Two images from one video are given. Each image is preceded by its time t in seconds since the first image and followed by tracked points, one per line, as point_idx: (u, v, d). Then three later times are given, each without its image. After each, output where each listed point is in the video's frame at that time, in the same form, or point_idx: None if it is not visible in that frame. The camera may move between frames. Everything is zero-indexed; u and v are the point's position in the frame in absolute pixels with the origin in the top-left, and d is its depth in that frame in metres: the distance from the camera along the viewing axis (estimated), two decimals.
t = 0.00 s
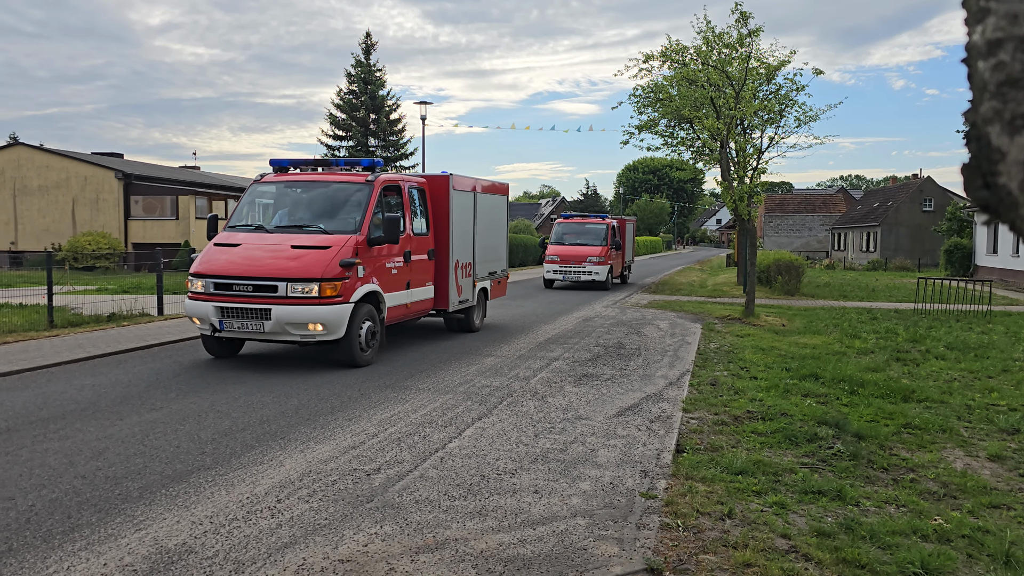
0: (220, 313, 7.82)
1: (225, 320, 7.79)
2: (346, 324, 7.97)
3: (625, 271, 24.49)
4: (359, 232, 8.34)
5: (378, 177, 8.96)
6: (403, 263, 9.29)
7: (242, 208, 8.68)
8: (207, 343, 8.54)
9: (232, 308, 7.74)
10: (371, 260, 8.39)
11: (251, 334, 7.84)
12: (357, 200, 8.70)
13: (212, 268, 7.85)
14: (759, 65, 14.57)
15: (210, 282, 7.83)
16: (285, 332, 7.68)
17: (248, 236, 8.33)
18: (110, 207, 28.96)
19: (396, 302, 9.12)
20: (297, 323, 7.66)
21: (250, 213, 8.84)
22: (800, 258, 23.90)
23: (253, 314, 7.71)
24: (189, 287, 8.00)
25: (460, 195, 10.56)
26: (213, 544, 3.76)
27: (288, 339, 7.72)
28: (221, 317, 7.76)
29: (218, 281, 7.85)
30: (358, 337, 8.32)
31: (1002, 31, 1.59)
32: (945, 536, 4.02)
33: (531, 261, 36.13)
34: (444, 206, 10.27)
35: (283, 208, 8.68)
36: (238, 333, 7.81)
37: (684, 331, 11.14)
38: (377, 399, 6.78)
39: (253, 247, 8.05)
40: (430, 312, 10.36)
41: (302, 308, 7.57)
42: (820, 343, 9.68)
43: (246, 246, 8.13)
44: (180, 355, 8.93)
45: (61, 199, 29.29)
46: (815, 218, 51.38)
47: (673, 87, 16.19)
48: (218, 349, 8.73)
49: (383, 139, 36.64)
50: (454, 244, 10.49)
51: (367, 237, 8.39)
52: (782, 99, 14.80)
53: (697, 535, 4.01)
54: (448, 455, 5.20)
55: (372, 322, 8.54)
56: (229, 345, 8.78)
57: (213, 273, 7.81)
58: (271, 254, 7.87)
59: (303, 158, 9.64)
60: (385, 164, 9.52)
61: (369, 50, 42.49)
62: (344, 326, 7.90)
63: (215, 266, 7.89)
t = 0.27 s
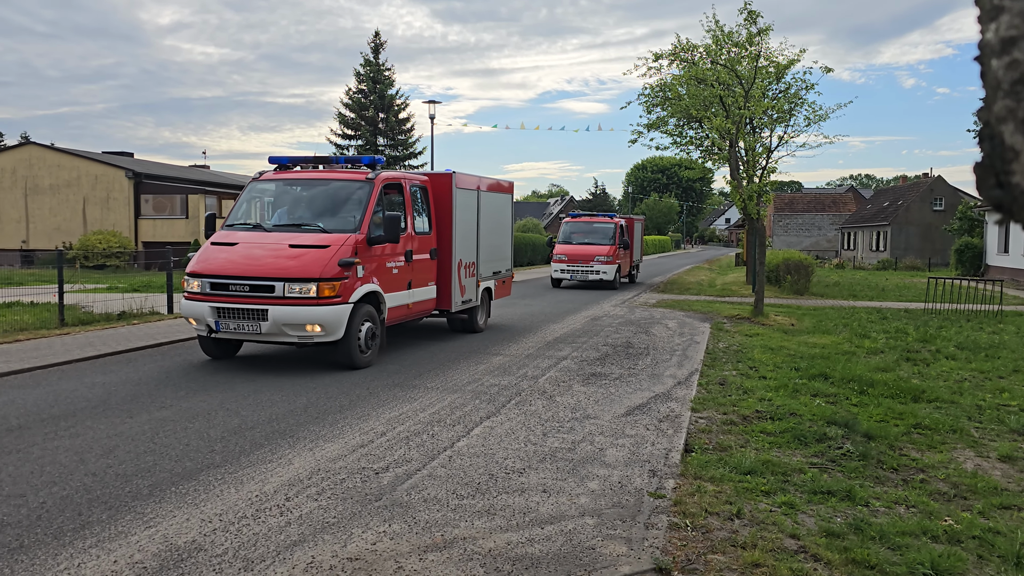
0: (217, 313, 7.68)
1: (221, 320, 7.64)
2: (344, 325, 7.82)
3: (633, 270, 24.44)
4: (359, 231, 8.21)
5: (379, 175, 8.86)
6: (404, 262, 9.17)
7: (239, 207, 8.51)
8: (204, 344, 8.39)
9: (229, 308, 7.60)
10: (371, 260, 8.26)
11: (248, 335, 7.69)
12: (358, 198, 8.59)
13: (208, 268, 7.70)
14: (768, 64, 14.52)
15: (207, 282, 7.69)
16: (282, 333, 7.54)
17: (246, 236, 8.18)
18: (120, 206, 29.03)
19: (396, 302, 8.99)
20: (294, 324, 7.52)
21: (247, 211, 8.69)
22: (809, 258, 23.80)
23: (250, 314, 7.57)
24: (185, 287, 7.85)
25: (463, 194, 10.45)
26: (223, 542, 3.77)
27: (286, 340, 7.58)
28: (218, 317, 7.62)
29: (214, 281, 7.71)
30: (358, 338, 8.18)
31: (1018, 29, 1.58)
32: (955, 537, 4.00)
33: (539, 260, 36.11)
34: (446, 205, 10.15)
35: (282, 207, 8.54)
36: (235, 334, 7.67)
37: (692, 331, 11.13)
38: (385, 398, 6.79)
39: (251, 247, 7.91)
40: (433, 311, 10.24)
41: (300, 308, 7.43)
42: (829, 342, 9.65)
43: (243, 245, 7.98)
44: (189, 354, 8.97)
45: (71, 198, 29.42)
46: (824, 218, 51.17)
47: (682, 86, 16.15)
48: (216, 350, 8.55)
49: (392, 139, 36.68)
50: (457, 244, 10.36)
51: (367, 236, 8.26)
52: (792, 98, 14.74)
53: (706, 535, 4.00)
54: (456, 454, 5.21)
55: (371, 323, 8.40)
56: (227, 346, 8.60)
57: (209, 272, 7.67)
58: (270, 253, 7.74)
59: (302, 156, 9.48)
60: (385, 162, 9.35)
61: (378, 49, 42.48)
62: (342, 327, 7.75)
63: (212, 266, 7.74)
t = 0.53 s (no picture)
0: (211, 313, 7.48)
1: (215, 320, 7.45)
2: (341, 326, 7.61)
3: (640, 269, 24.40)
4: (357, 229, 7.99)
5: (378, 171, 8.66)
6: (404, 261, 8.96)
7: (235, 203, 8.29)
8: (199, 344, 8.17)
9: (223, 308, 7.40)
10: (369, 258, 8.04)
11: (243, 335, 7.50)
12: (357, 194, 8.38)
13: (202, 267, 7.50)
14: (776, 61, 14.46)
15: (200, 280, 7.49)
16: (278, 333, 7.34)
17: (241, 233, 7.96)
18: (128, 204, 29.12)
19: (396, 302, 8.78)
20: (290, 325, 7.32)
21: (244, 208, 8.47)
22: (817, 256, 23.72)
23: (245, 314, 7.37)
24: (179, 286, 7.66)
25: (465, 191, 10.24)
26: (230, 539, 3.79)
27: (281, 341, 7.38)
28: (212, 317, 7.43)
29: (208, 280, 7.50)
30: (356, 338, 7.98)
31: None
32: (963, 536, 3.99)
33: (546, 259, 36.10)
34: (447, 202, 9.94)
35: (279, 204, 8.33)
36: (229, 334, 7.47)
37: (700, 329, 11.12)
38: (392, 395, 6.80)
39: (246, 244, 7.70)
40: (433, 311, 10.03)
41: (295, 308, 7.23)
42: (837, 341, 9.63)
43: (238, 243, 7.77)
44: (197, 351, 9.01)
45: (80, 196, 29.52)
46: (831, 216, 50.99)
47: (689, 84, 16.13)
48: (211, 350, 8.29)
49: (399, 136, 36.71)
50: (459, 242, 10.15)
51: (366, 234, 8.05)
52: (800, 96, 14.68)
53: (712, 534, 4.00)
54: (463, 452, 5.22)
55: (370, 323, 8.18)
56: (223, 346, 8.35)
57: (203, 271, 7.46)
58: (264, 251, 7.52)
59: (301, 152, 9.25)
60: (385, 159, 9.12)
61: (385, 47, 42.49)
62: (340, 327, 7.55)
63: (206, 264, 7.54)
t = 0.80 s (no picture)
0: (203, 313, 7.29)
1: (208, 320, 7.26)
2: (336, 326, 7.44)
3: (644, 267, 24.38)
4: (352, 227, 7.81)
5: (375, 169, 8.47)
6: (401, 260, 8.78)
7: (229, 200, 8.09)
8: (192, 344, 8.02)
9: (215, 308, 7.21)
10: (364, 257, 7.87)
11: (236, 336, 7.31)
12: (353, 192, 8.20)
13: (194, 266, 7.31)
14: (782, 59, 14.41)
15: (192, 280, 7.30)
16: (271, 333, 7.16)
17: (234, 232, 7.77)
18: (134, 203, 29.17)
19: (393, 302, 8.61)
20: (284, 325, 7.14)
21: (238, 206, 8.29)
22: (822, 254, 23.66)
23: (237, 314, 7.18)
24: (171, 285, 7.47)
25: (465, 189, 10.06)
26: (236, 536, 3.80)
27: (275, 341, 7.20)
28: (204, 317, 7.24)
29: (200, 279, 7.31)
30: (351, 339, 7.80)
31: None
32: (969, 536, 3.98)
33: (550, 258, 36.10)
34: (446, 200, 9.77)
35: (273, 202, 8.14)
36: (221, 335, 7.29)
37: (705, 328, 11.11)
38: (397, 394, 6.81)
39: (239, 243, 7.51)
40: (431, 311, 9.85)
41: (289, 309, 7.05)
42: (842, 340, 9.62)
43: (231, 241, 7.58)
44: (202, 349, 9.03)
45: (86, 194, 29.60)
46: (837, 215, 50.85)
47: (695, 82, 16.11)
48: (205, 351, 8.17)
49: (404, 135, 36.73)
50: (458, 241, 9.98)
51: (361, 232, 7.87)
52: (806, 94, 14.63)
53: (717, 532, 4.00)
54: (468, 450, 5.22)
55: (366, 323, 8.02)
56: (216, 347, 8.22)
57: (195, 270, 7.27)
58: (258, 250, 7.33)
59: (298, 149, 9.05)
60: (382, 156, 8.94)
61: (390, 45, 42.49)
62: (335, 327, 7.38)
63: (198, 263, 7.35)
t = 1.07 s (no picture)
0: (191, 315, 7.05)
1: (195, 322, 7.01)
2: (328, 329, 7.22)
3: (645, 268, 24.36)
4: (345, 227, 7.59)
5: (368, 167, 8.24)
6: (396, 260, 8.56)
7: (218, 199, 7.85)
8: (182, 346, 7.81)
9: (203, 309, 6.97)
10: (357, 257, 7.64)
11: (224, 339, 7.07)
12: (346, 190, 7.96)
13: (181, 266, 7.07)
14: (784, 59, 14.39)
15: (180, 280, 7.06)
16: (261, 336, 6.93)
17: (223, 231, 7.53)
18: (136, 203, 29.18)
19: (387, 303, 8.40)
20: (274, 327, 6.91)
21: (227, 206, 8.06)
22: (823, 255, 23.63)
23: (226, 316, 6.94)
24: (158, 287, 7.23)
25: (461, 187, 9.85)
26: (237, 536, 3.80)
27: (265, 344, 6.96)
28: (192, 319, 7.00)
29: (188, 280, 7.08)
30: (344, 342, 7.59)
31: None
32: (971, 536, 3.97)
33: (551, 258, 36.11)
34: (442, 199, 9.55)
35: (263, 201, 7.92)
36: (210, 337, 7.05)
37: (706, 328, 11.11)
38: (398, 394, 6.80)
39: (229, 243, 7.28)
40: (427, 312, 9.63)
41: (280, 310, 6.83)
42: (844, 340, 9.62)
43: (219, 241, 7.34)
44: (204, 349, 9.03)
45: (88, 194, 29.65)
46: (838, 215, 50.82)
47: (697, 82, 16.13)
48: (194, 353, 7.91)
49: (405, 135, 36.74)
50: (454, 240, 9.75)
51: (354, 232, 7.65)
52: (807, 95, 14.61)
53: (718, 533, 4.00)
54: (469, 450, 5.22)
55: (359, 326, 7.80)
56: (206, 349, 7.96)
57: (183, 271, 7.03)
58: (247, 250, 7.10)
59: (289, 148, 8.78)
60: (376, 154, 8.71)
61: (391, 45, 42.49)
62: (327, 330, 7.15)
63: (186, 264, 7.11)
